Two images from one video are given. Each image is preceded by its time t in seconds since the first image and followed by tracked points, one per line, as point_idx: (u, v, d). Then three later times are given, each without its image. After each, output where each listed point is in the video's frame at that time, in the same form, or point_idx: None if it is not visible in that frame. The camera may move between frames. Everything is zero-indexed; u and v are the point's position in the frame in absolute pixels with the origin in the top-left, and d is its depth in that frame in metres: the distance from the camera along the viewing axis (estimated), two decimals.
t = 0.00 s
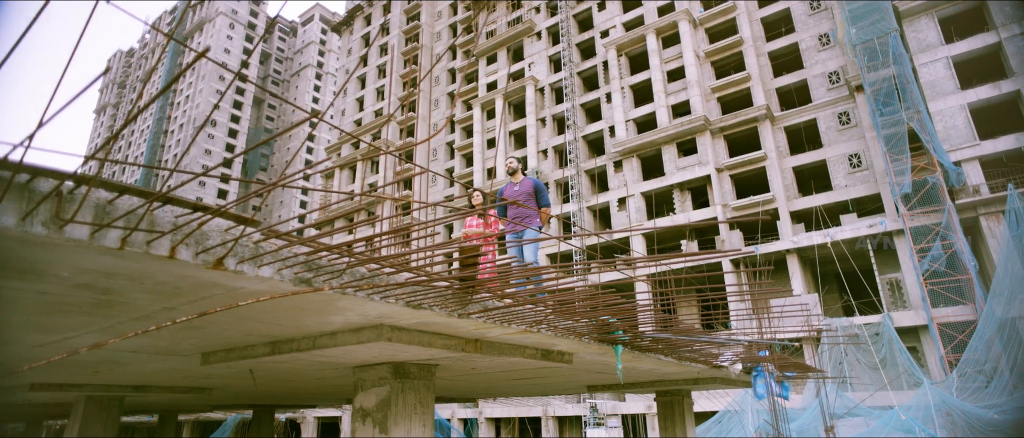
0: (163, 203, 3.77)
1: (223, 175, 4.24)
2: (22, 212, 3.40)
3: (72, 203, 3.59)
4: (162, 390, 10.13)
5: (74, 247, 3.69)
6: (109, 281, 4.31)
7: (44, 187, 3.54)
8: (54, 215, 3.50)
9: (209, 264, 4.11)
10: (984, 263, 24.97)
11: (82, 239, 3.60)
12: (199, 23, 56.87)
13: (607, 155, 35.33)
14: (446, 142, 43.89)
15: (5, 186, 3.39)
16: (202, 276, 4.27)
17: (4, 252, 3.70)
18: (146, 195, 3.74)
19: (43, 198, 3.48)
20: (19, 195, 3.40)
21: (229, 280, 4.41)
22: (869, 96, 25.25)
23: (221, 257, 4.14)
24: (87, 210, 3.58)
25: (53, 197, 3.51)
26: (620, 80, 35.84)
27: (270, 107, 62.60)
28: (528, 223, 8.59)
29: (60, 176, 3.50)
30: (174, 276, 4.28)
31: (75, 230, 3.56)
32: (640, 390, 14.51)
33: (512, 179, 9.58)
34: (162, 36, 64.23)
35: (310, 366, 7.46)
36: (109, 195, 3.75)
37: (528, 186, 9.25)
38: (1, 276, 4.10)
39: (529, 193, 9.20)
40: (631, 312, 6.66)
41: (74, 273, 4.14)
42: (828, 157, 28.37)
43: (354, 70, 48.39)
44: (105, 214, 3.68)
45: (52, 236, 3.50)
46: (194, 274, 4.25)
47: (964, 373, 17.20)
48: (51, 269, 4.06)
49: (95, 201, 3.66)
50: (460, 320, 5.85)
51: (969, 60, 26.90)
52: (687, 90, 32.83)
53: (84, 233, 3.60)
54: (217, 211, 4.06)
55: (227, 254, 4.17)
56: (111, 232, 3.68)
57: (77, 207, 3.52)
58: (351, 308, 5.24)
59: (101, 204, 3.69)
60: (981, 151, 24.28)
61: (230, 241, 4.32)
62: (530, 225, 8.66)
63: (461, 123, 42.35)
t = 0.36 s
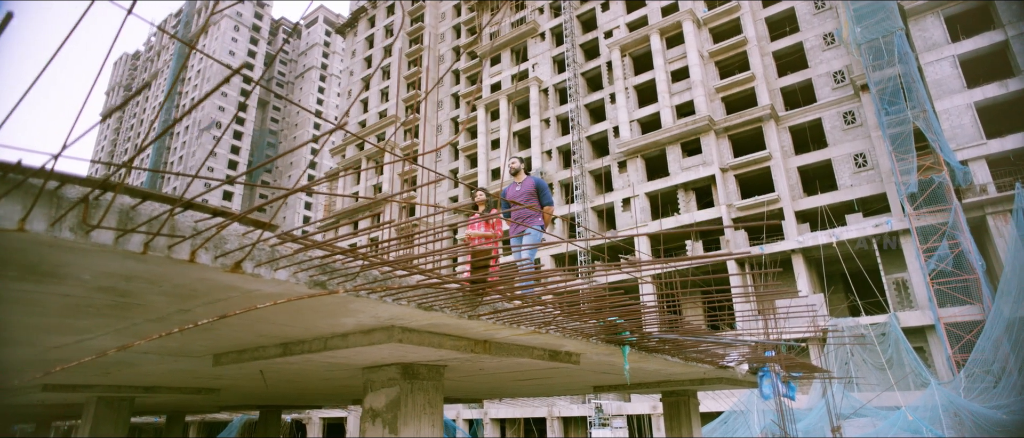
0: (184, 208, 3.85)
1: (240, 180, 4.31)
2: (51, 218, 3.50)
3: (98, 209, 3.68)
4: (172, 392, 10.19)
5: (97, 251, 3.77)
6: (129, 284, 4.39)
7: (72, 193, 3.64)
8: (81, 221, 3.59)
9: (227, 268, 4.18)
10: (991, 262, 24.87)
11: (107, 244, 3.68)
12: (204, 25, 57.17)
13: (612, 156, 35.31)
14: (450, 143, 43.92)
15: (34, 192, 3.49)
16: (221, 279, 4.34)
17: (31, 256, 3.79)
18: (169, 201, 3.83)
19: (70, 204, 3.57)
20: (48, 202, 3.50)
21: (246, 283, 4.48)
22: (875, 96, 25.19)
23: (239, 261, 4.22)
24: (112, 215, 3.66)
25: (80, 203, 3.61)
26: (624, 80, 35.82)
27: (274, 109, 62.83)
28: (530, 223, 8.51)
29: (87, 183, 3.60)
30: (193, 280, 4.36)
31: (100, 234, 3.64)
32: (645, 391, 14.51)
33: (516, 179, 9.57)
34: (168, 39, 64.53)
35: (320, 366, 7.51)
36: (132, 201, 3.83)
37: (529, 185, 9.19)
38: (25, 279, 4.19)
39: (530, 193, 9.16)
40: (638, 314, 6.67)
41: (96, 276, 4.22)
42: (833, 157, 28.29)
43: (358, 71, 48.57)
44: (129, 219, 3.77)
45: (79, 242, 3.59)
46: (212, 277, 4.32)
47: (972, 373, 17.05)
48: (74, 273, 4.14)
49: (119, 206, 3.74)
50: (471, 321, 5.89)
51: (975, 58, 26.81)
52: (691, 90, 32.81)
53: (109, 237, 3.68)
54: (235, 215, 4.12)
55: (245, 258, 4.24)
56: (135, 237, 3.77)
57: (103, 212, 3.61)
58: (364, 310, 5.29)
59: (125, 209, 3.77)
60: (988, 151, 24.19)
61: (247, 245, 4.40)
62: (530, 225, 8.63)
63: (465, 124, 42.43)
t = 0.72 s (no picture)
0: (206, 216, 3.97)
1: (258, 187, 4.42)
2: (79, 225, 3.61)
3: (124, 217, 3.80)
4: (182, 394, 10.26)
5: (123, 257, 3.89)
6: (151, 289, 4.53)
7: (99, 202, 3.76)
8: (107, 228, 3.71)
9: (246, 273, 4.30)
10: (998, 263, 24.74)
11: (132, 250, 3.80)
12: (209, 29, 57.50)
13: (616, 158, 35.30)
14: (455, 145, 43.96)
15: (64, 202, 3.61)
16: (239, 284, 4.45)
17: (58, 262, 3.91)
18: (193, 209, 3.96)
19: (99, 213, 3.69)
20: (77, 210, 3.62)
21: (263, 288, 4.59)
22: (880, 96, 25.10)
23: (258, 266, 4.33)
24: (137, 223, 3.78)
25: (107, 212, 3.72)
26: (628, 82, 35.82)
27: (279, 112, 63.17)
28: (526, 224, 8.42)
29: (114, 192, 3.71)
30: (212, 285, 4.47)
31: (125, 241, 3.75)
32: (652, 393, 14.49)
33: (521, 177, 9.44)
34: (173, 43, 64.92)
35: (330, 369, 7.55)
36: (156, 208, 3.94)
37: (529, 183, 9.05)
38: (50, 285, 4.32)
39: (530, 192, 9.00)
40: (645, 316, 6.68)
41: (120, 281, 4.35)
42: (838, 158, 28.22)
43: (362, 74, 48.74)
44: (153, 226, 3.88)
45: (106, 248, 3.71)
46: (231, 281, 4.43)
47: (981, 375, 17.09)
48: (98, 278, 4.27)
49: (144, 214, 3.88)
50: (481, 324, 5.94)
51: (982, 58, 26.69)
52: (695, 92, 32.79)
53: (134, 244, 3.79)
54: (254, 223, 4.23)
55: (263, 263, 4.35)
56: (158, 244, 3.89)
57: (129, 220, 3.72)
58: (375, 313, 5.34)
59: (148, 217, 3.88)
60: (995, 151, 24.06)
61: (264, 251, 4.51)
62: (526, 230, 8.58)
63: (470, 126, 42.53)
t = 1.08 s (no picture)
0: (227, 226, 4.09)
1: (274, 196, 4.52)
2: (106, 234, 3.74)
3: (148, 226, 3.92)
4: (191, 398, 10.29)
5: (146, 266, 4.02)
6: (171, 296, 4.65)
7: (125, 212, 3.89)
8: (133, 237, 3.84)
9: (263, 279, 4.41)
10: (1006, 265, 24.61)
11: (155, 258, 3.92)
12: (215, 35, 57.87)
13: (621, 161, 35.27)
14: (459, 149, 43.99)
15: (93, 212, 3.75)
16: (258, 290, 4.57)
17: (83, 270, 4.03)
18: (214, 218, 4.09)
19: (124, 223, 3.82)
20: (105, 220, 3.75)
21: (280, 294, 4.69)
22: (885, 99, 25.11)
23: (275, 273, 4.44)
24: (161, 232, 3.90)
25: (132, 222, 3.85)
26: (632, 85, 35.84)
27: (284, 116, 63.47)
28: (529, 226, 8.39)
29: (139, 202, 3.84)
30: (230, 291, 4.59)
31: (149, 250, 3.87)
32: (658, 397, 14.44)
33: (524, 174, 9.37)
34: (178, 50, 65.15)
35: (340, 373, 7.59)
36: (179, 217, 4.07)
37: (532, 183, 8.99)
38: (74, 291, 4.43)
39: (531, 192, 8.94)
40: (652, 320, 6.70)
41: (141, 288, 4.47)
42: (843, 160, 28.16)
43: (367, 78, 48.95)
44: (175, 235, 4.01)
45: (131, 256, 3.84)
46: (249, 288, 4.55)
47: (989, 378, 16.95)
48: (120, 285, 4.38)
49: (167, 223, 4.01)
50: (491, 328, 5.99)
51: (988, 60, 26.61)
52: (699, 94, 32.79)
53: (157, 252, 3.92)
54: (271, 231, 4.34)
55: (281, 270, 4.46)
56: (180, 252, 4.00)
57: (154, 229, 3.85)
58: (387, 318, 5.40)
59: (171, 226, 4.03)
60: (1001, 153, 23.96)
61: (281, 258, 4.62)
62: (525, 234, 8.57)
63: (474, 130, 42.60)
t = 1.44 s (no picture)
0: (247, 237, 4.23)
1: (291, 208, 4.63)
2: (132, 246, 3.90)
3: (171, 239, 4.07)
4: (199, 405, 10.32)
5: (169, 277, 4.16)
6: (190, 306, 4.75)
7: (149, 224, 4.05)
8: (157, 249, 3.99)
9: (281, 290, 4.53)
10: (1014, 270, 24.45)
11: (178, 270, 4.07)
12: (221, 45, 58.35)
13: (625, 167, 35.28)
14: (463, 156, 44.05)
15: (120, 225, 3.90)
16: (275, 300, 4.69)
17: (110, 281, 4.18)
18: (233, 230, 4.22)
19: (149, 235, 3.98)
20: (131, 233, 3.91)
21: (296, 304, 4.81)
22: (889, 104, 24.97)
23: (292, 284, 4.56)
24: (183, 244, 4.05)
25: (156, 235, 4.00)
26: (636, 92, 35.89)
27: (289, 125, 63.87)
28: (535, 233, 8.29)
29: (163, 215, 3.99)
30: (248, 301, 4.71)
31: (172, 261, 4.03)
32: (665, 404, 14.36)
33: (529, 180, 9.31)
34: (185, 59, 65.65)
35: (349, 382, 7.61)
36: (201, 230, 4.21)
37: (536, 189, 8.92)
38: (97, 301, 4.53)
39: (536, 198, 8.87)
40: (661, 328, 6.69)
41: (161, 298, 4.57)
42: (848, 166, 28.09)
43: (372, 87, 49.17)
44: (197, 247, 4.15)
45: (155, 267, 3.99)
46: (267, 298, 4.67)
47: (1000, 385, 16.84)
48: (141, 296, 4.50)
49: (190, 236, 4.14)
50: (501, 337, 6.01)
51: (992, 65, 26.56)
52: (703, 101, 32.83)
53: (179, 264, 4.06)
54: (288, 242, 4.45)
55: (297, 281, 4.57)
56: (201, 263, 4.16)
57: (177, 241, 4.00)
58: (399, 327, 5.45)
59: (193, 238, 4.17)
60: (1008, 157, 23.82)
61: (298, 268, 4.73)
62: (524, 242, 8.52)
63: (478, 137, 42.68)
